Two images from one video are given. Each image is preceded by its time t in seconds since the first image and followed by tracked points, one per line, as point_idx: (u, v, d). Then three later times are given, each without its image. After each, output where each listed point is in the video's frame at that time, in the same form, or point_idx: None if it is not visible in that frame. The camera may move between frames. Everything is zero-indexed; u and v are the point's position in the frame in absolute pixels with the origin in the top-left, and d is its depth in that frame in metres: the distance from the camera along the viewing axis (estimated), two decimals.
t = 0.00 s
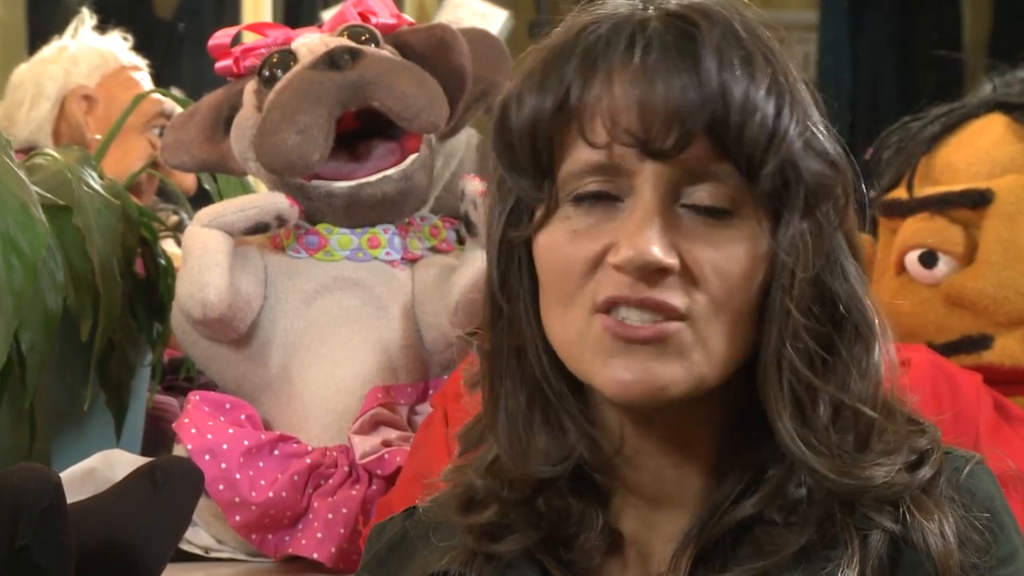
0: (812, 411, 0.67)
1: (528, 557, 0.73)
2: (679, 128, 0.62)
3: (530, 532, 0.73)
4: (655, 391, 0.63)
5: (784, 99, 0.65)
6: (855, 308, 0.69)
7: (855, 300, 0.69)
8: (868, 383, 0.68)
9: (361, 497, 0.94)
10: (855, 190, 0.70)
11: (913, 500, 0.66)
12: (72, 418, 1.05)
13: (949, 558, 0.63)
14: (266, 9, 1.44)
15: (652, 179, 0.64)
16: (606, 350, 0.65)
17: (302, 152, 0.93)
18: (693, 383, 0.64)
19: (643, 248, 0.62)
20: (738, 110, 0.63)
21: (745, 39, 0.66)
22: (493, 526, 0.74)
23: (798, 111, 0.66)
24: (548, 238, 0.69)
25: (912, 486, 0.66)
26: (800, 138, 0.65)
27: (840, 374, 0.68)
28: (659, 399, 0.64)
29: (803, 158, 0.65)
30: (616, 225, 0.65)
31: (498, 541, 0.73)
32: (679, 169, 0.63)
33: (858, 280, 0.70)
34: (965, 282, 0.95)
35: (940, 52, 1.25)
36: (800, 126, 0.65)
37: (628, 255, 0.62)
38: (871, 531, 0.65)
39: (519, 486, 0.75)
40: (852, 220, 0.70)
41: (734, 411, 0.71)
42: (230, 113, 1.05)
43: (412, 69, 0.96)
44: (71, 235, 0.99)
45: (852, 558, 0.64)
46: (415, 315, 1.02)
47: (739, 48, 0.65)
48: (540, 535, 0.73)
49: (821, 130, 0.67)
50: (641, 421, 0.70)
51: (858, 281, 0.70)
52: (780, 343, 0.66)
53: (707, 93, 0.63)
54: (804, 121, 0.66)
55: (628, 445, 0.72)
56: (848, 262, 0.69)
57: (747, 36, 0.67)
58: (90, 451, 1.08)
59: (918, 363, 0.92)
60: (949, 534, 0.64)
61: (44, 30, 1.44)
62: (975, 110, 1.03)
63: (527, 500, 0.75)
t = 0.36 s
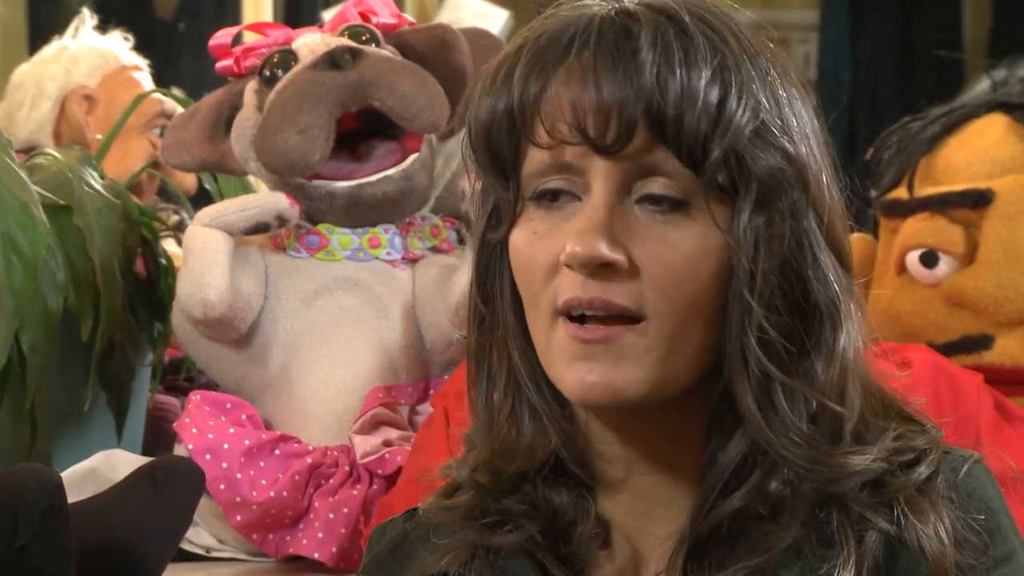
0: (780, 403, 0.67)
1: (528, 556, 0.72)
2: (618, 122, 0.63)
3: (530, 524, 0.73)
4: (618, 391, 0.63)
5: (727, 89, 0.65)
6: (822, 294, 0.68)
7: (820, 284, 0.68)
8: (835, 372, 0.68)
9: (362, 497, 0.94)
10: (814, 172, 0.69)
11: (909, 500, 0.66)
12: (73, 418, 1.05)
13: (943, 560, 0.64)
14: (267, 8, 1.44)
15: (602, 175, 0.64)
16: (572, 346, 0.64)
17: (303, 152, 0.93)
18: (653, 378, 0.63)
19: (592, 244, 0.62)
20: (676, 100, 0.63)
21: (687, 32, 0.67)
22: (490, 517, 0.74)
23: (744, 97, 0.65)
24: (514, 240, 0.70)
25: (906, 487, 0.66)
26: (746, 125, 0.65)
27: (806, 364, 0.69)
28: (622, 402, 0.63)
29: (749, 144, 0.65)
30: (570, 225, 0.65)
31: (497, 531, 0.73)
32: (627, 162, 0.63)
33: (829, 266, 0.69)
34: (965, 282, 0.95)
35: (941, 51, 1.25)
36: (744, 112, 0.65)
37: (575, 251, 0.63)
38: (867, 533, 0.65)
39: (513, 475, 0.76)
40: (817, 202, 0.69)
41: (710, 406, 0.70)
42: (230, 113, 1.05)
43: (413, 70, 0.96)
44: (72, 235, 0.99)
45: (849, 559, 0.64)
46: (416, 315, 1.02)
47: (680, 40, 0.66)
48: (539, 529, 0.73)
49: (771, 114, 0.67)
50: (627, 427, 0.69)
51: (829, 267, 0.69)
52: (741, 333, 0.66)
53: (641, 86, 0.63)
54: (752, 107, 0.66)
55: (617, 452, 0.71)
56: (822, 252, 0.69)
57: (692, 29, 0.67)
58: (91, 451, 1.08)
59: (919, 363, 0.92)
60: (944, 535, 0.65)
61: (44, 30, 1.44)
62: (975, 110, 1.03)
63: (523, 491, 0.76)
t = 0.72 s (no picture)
0: (744, 384, 0.67)
1: (529, 556, 0.71)
2: (560, 120, 0.64)
3: (530, 524, 0.73)
4: (591, 376, 0.63)
5: (668, 74, 0.65)
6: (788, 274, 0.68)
7: (786, 263, 0.68)
8: (800, 349, 0.68)
9: (365, 497, 0.94)
10: (769, 149, 0.68)
11: (903, 493, 0.66)
12: (76, 418, 1.05)
13: (940, 556, 0.63)
14: (270, 9, 1.44)
15: (558, 176, 0.65)
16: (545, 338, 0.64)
17: (306, 152, 0.93)
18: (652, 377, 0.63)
19: (553, 242, 0.63)
20: (612, 91, 0.64)
21: (626, 24, 0.67)
22: (491, 519, 0.74)
23: (687, 80, 0.65)
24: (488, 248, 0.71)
25: (904, 480, 0.66)
26: (690, 106, 0.65)
27: (774, 343, 0.69)
28: (594, 386, 0.63)
29: (694, 127, 0.65)
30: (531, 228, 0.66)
31: (496, 533, 0.73)
32: (581, 157, 0.65)
33: (794, 244, 0.68)
34: (968, 282, 0.95)
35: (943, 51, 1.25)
36: (688, 95, 0.65)
37: (535, 250, 0.63)
38: (860, 524, 0.65)
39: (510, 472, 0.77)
40: (776, 179, 0.68)
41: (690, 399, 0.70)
42: (234, 113, 1.05)
43: (416, 70, 0.96)
44: (75, 236, 0.99)
45: (844, 550, 0.63)
46: (419, 315, 1.02)
47: (617, 33, 0.66)
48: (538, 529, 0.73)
49: (719, 95, 0.67)
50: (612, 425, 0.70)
51: (795, 245, 0.68)
52: (705, 314, 0.65)
53: (576, 81, 0.64)
54: (696, 89, 0.66)
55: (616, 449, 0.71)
56: (786, 231, 0.68)
57: (630, 21, 0.67)
58: (93, 451, 1.08)
59: (922, 363, 0.92)
60: (941, 530, 0.64)
61: (48, 31, 1.44)
62: (978, 110, 1.03)
63: (524, 492, 0.76)
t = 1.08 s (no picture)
0: (720, 388, 0.66)
1: (520, 554, 0.71)
2: (538, 125, 0.64)
3: (524, 522, 0.73)
4: (574, 382, 0.63)
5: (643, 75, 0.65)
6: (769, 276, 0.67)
7: (765, 266, 0.67)
8: (776, 353, 0.67)
9: (368, 498, 0.93)
10: (752, 152, 0.67)
11: (895, 491, 0.65)
12: (79, 419, 1.05)
13: (932, 555, 0.63)
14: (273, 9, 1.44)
15: (539, 179, 0.65)
16: (532, 343, 0.64)
17: (310, 153, 0.93)
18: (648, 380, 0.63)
19: (530, 245, 0.63)
20: (587, 95, 0.64)
21: (606, 27, 0.67)
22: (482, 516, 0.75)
23: (665, 82, 0.65)
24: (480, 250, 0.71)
25: (897, 478, 0.66)
26: (667, 109, 0.64)
27: (745, 347, 0.67)
28: (580, 393, 0.63)
29: (671, 129, 0.64)
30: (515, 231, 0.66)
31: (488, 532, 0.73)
32: (560, 161, 0.65)
33: (777, 247, 0.67)
34: (972, 283, 0.95)
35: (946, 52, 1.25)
36: (666, 96, 0.64)
37: (516, 254, 0.63)
38: (851, 523, 0.64)
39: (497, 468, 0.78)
40: (759, 181, 0.67)
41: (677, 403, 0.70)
42: (237, 113, 1.05)
43: (419, 70, 0.96)
44: (78, 236, 0.99)
45: (835, 550, 0.63)
46: (422, 316, 1.02)
47: (597, 36, 0.66)
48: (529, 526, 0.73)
49: (700, 96, 0.66)
50: (602, 433, 0.70)
51: (778, 248, 0.67)
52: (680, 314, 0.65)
53: (552, 86, 0.64)
54: (674, 90, 0.65)
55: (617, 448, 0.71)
56: (769, 232, 0.67)
57: (610, 23, 0.67)
58: (96, 451, 1.08)
59: (926, 364, 0.92)
60: (933, 529, 0.63)
61: (52, 32, 1.45)
62: (981, 110, 1.03)
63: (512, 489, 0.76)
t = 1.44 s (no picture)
0: (765, 405, 0.67)
1: (519, 561, 0.72)
2: (615, 120, 0.63)
3: (525, 528, 0.73)
4: (617, 382, 0.64)
5: (722, 88, 0.65)
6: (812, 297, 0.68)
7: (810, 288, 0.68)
8: (826, 377, 0.68)
9: (369, 500, 0.93)
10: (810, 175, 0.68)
11: (890, 492, 0.65)
12: (80, 421, 1.05)
13: (929, 555, 0.62)
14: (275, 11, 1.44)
15: (600, 174, 0.64)
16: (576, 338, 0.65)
17: (311, 155, 0.93)
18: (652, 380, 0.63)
19: (590, 240, 0.63)
20: (670, 98, 0.63)
21: (685, 33, 0.67)
22: (482, 523, 0.74)
23: (741, 99, 0.65)
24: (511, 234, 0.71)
25: (892, 478, 0.65)
26: (743, 125, 0.65)
27: (796, 369, 0.68)
28: (618, 392, 0.64)
29: (746, 144, 0.65)
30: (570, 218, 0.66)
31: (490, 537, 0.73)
32: (625, 159, 0.64)
33: (820, 271, 0.69)
34: (973, 284, 0.95)
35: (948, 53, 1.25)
36: (740, 111, 0.65)
37: (573, 246, 0.63)
38: (849, 524, 0.64)
39: (495, 469, 0.77)
40: (808, 204, 0.68)
41: (692, 408, 0.70)
42: (239, 115, 1.05)
43: (421, 72, 0.96)
44: (80, 237, 0.99)
45: (834, 552, 0.63)
46: (424, 317, 1.01)
47: (677, 41, 0.66)
48: (531, 531, 0.73)
49: (769, 116, 0.66)
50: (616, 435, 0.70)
51: (820, 272, 0.69)
52: (729, 332, 0.65)
53: (636, 83, 0.63)
54: (748, 108, 0.65)
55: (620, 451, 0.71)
56: (812, 254, 0.69)
57: (689, 30, 0.67)
58: (98, 453, 1.08)
59: (927, 366, 0.92)
60: (930, 530, 0.63)
61: (53, 34, 1.45)
62: (983, 112, 1.03)
63: (513, 496, 0.76)
